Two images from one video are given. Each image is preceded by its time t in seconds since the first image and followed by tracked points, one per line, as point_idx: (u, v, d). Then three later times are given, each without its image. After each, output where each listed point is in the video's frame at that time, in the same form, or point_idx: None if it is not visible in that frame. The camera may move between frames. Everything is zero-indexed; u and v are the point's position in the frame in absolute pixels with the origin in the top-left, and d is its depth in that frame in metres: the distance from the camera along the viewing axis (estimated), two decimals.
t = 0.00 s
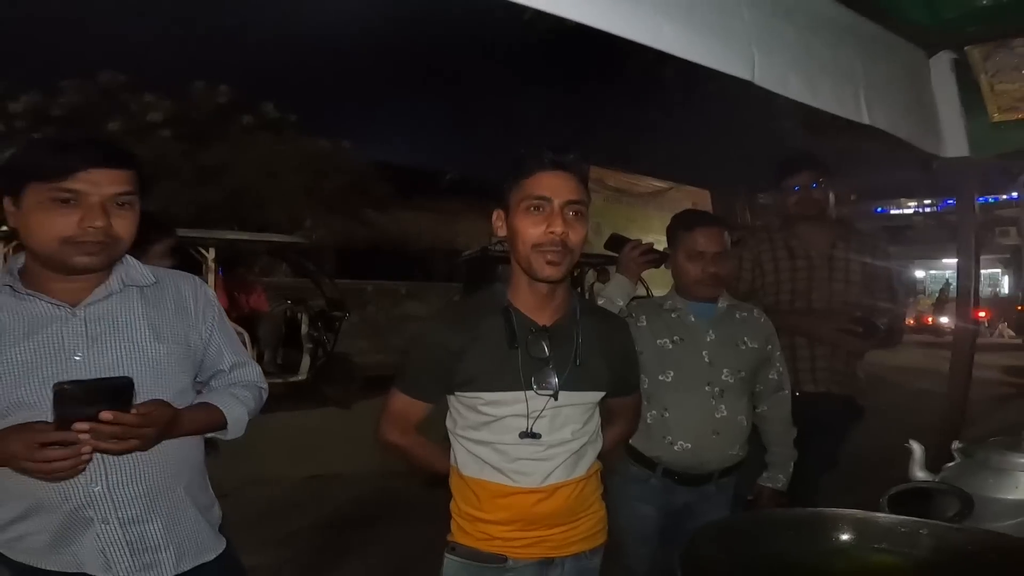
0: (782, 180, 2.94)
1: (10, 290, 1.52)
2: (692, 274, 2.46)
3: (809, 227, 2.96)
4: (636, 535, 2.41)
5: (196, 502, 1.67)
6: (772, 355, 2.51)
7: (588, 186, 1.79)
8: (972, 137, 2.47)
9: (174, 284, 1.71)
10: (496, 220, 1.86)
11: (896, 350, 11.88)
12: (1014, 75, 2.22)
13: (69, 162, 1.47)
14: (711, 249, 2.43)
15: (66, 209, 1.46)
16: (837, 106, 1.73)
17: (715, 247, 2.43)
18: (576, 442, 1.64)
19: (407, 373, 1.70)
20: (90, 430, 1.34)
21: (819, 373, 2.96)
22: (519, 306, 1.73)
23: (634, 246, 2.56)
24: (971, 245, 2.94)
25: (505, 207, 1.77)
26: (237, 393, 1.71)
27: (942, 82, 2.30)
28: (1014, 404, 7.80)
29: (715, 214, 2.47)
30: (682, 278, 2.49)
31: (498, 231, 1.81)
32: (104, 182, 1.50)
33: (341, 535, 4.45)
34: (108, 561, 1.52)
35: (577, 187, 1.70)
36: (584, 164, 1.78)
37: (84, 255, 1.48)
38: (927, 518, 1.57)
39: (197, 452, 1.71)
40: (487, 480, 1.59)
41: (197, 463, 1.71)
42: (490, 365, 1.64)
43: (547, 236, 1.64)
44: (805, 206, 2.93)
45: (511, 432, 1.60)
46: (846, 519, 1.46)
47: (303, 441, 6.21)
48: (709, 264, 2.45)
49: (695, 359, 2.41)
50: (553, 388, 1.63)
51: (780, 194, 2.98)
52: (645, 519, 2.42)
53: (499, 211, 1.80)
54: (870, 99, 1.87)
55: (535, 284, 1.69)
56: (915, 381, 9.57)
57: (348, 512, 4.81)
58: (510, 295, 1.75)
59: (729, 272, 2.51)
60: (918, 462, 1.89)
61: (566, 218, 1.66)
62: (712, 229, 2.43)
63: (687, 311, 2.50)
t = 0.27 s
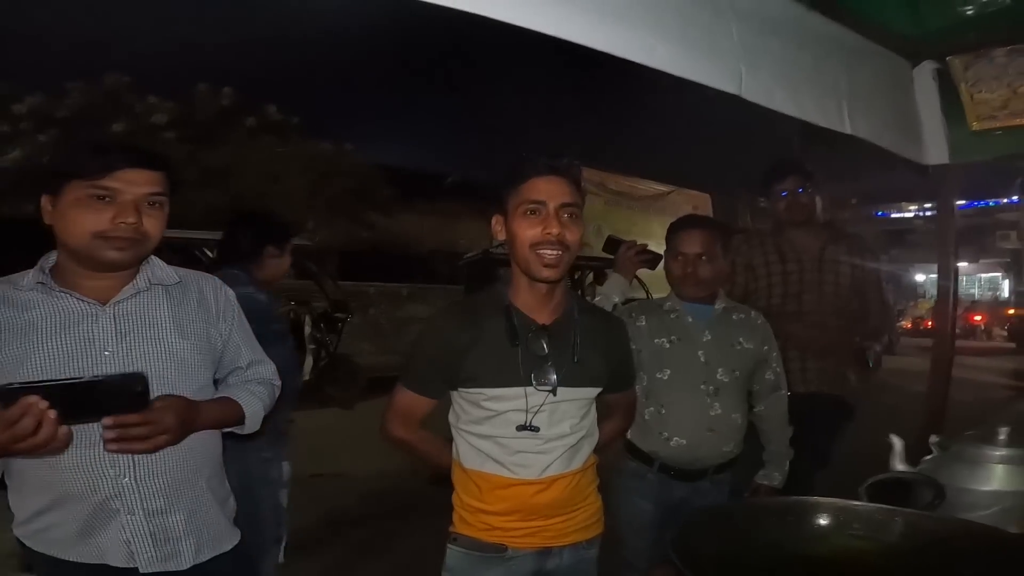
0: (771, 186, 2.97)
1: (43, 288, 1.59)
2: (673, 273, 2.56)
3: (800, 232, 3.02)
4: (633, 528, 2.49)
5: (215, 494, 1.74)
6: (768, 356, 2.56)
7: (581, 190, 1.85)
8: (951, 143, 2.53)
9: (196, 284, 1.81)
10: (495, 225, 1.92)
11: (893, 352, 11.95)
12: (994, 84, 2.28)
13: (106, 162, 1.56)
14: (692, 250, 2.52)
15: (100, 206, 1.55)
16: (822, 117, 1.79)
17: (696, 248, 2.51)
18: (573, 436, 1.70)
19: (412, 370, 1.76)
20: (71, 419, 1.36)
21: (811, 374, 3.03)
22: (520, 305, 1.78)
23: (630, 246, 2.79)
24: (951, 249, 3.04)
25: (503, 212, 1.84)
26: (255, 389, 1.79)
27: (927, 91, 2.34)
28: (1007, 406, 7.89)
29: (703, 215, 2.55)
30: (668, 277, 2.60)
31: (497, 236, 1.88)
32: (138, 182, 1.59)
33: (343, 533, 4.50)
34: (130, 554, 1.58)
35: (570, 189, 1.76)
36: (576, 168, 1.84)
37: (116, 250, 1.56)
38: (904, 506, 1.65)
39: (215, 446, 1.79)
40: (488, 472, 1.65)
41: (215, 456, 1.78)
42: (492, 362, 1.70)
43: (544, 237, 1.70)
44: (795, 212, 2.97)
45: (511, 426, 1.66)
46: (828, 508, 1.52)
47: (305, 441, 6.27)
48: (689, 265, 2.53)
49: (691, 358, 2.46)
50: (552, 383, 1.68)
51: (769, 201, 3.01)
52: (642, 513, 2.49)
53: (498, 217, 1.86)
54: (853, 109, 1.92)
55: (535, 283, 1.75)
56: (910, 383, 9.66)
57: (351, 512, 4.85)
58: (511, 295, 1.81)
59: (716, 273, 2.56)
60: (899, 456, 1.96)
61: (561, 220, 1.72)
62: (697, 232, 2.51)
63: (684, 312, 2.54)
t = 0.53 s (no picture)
0: (754, 188, 2.99)
1: (58, 283, 1.74)
2: (669, 271, 2.60)
3: (790, 232, 3.06)
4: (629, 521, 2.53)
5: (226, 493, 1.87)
6: (764, 353, 2.59)
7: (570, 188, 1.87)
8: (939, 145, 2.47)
9: (204, 283, 1.94)
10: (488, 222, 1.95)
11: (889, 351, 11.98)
12: (980, 85, 2.32)
13: (121, 162, 1.71)
14: (689, 249, 2.54)
15: (115, 202, 1.70)
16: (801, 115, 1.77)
17: (693, 248, 2.54)
18: (566, 429, 1.73)
19: (409, 365, 1.80)
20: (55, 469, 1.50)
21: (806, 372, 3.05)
22: (511, 302, 1.82)
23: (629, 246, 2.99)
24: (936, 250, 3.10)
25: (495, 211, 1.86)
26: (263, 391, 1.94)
27: (917, 95, 2.32)
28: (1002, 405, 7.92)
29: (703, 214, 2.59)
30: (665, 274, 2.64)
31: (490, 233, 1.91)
32: (152, 180, 1.74)
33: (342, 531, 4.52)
34: (139, 543, 1.70)
35: (557, 188, 1.78)
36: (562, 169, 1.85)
37: (127, 243, 1.71)
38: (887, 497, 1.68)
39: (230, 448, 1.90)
40: (483, 465, 1.69)
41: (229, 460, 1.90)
42: (488, 358, 1.72)
43: (532, 235, 1.73)
44: (782, 211, 2.99)
45: (505, 419, 1.68)
46: (811, 498, 1.56)
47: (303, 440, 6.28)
48: (682, 265, 2.55)
49: (685, 354, 2.50)
50: (545, 377, 1.71)
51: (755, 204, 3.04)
52: (638, 506, 2.53)
53: (490, 216, 1.89)
54: (842, 111, 1.94)
55: (527, 281, 1.79)
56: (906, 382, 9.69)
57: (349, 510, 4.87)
58: (502, 292, 1.85)
59: (712, 272, 2.58)
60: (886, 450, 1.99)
61: (549, 219, 1.74)
62: (696, 232, 2.54)
63: (681, 309, 2.58)
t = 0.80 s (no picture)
0: (741, 188, 2.98)
1: (65, 281, 1.77)
2: (673, 273, 2.61)
3: (785, 232, 3.07)
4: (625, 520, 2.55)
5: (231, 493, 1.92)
6: (761, 353, 2.61)
7: (556, 187, 1.89)
8: (927, 147, 2.49)
9: (208, 282, 1.96)
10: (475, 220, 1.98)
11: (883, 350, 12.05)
12: (969, 89, 2.32)
13: (129, 159, 1.75)
14: (689, 251, 2.56)
15: (120, 200, 1.73)
16: (788, 117, 1.77)
17: (693, 249, 2.56)
18: (555, 425, 1.76)
19: (397, 363, 1.80)
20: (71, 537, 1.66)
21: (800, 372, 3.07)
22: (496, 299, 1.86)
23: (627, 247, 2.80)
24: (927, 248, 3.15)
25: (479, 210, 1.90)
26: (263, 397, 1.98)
27: (905, 97, 2.40)
28: (995, 403, 7.97)
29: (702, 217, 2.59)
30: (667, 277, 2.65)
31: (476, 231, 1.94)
32: (156, 179, 1.77)
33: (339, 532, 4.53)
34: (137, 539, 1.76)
35: (539, 188, 1.80)
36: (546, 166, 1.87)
37: (132, 241, 1.73)
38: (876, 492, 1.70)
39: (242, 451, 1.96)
40: (472, 462, 1.71)
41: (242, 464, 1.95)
42: (477, 354, 1.74)
43: (508, 234, 1.77)
44: (766, 212, 2.98)
45: (495, 416, 1.70)
46: (801, 491, 1.59)
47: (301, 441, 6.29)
48: (687, 266, 2.58)
49: (684, 354, 2.52)
50: (534, 373, 1.73)
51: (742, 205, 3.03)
52: (636, 504, 2.55)
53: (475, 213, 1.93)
54: (833, 116, 1.96)
55: (509, 279, 1.82)
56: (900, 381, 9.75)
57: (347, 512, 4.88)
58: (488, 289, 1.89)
59: (714, 272, 2.62)
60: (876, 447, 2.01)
61: (528, 219, 1.77)
62: (696, 235, 2.55)
63: (680, 310, 2.60)
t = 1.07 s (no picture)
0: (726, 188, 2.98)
1: (63, 280, 1.77)
2: (675, 273, 2.59)
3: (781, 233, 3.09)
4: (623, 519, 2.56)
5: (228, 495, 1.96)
6: (756, 353, 2.63)
7: (534, 181, 1.89)
8: (918, 148, 2.49)
9: (205, 282, 1.97)
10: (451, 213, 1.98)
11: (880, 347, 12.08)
12: (959, 89, 2.30)
13: (119, 158, 1.74)
14: (690, 252, 2.55)
15: (109, 200, 1.73)
16: (778, 117, 1.77)
17: (694, 250, 2.55)
18: (538, 422, 1.79)
19: (376, 362, 1.81)
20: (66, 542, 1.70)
21: (797, 371, 3.08)
22: (475, 294, 1.87)
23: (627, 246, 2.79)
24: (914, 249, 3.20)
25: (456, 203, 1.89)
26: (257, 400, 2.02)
27: (896, 97, 2.41)
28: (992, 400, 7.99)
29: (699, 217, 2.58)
30: (666, 278, 2.63)
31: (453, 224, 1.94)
32: (146, 178, 1.76)
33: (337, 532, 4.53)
34: (135, 541, 1.74)
35: (517, 181, 1.80)
36: (525, 160, 1.87)
37: (123, 241, 1.75)
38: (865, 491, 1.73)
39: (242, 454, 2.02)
40: (454, 461, 1.73)
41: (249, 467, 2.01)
42: (456, 353, 1.76)
43: (486, 228, 1.77)
44: (750, 211, 2.98)
45: (477, 415, 1.73)
46: (794, 489, 1.61)
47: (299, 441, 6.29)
48: (688, 266, 2.58)
49: (682, 353, 2.54)
50: (515, 371, 1.76)
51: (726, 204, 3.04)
52: (633, 503, 2.56)
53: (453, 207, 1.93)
54: (826, 118, 1.98)
55: (489, 274, 1.83)
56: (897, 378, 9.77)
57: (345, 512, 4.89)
58: (466, 284, 1.89)
59: (712, 273, 2.62)
60: (866, 445, 2.04)
61: (506, 213, 1.77)
62: (696, 234, 2.53)
63: (678, 309, 2.61)
